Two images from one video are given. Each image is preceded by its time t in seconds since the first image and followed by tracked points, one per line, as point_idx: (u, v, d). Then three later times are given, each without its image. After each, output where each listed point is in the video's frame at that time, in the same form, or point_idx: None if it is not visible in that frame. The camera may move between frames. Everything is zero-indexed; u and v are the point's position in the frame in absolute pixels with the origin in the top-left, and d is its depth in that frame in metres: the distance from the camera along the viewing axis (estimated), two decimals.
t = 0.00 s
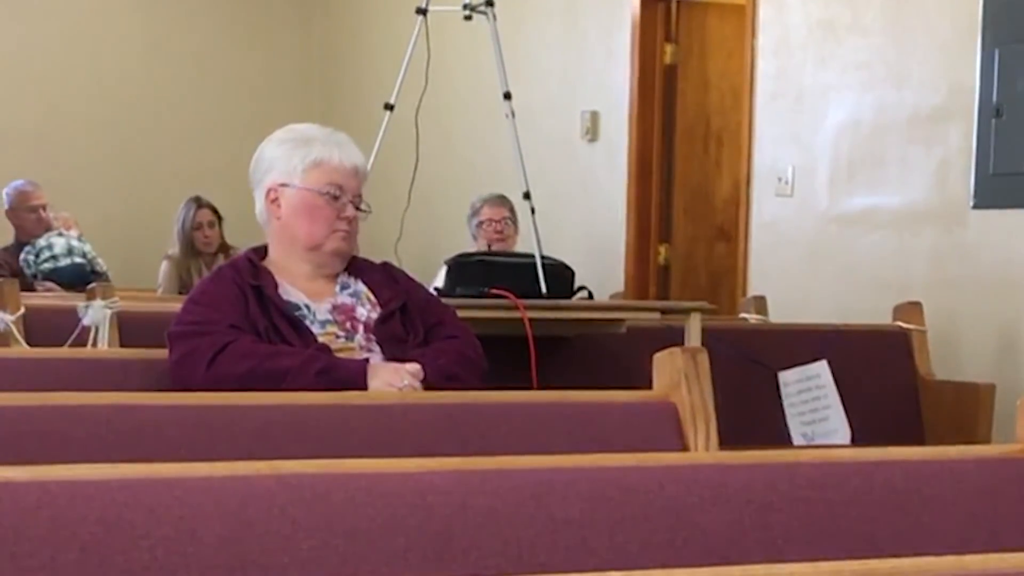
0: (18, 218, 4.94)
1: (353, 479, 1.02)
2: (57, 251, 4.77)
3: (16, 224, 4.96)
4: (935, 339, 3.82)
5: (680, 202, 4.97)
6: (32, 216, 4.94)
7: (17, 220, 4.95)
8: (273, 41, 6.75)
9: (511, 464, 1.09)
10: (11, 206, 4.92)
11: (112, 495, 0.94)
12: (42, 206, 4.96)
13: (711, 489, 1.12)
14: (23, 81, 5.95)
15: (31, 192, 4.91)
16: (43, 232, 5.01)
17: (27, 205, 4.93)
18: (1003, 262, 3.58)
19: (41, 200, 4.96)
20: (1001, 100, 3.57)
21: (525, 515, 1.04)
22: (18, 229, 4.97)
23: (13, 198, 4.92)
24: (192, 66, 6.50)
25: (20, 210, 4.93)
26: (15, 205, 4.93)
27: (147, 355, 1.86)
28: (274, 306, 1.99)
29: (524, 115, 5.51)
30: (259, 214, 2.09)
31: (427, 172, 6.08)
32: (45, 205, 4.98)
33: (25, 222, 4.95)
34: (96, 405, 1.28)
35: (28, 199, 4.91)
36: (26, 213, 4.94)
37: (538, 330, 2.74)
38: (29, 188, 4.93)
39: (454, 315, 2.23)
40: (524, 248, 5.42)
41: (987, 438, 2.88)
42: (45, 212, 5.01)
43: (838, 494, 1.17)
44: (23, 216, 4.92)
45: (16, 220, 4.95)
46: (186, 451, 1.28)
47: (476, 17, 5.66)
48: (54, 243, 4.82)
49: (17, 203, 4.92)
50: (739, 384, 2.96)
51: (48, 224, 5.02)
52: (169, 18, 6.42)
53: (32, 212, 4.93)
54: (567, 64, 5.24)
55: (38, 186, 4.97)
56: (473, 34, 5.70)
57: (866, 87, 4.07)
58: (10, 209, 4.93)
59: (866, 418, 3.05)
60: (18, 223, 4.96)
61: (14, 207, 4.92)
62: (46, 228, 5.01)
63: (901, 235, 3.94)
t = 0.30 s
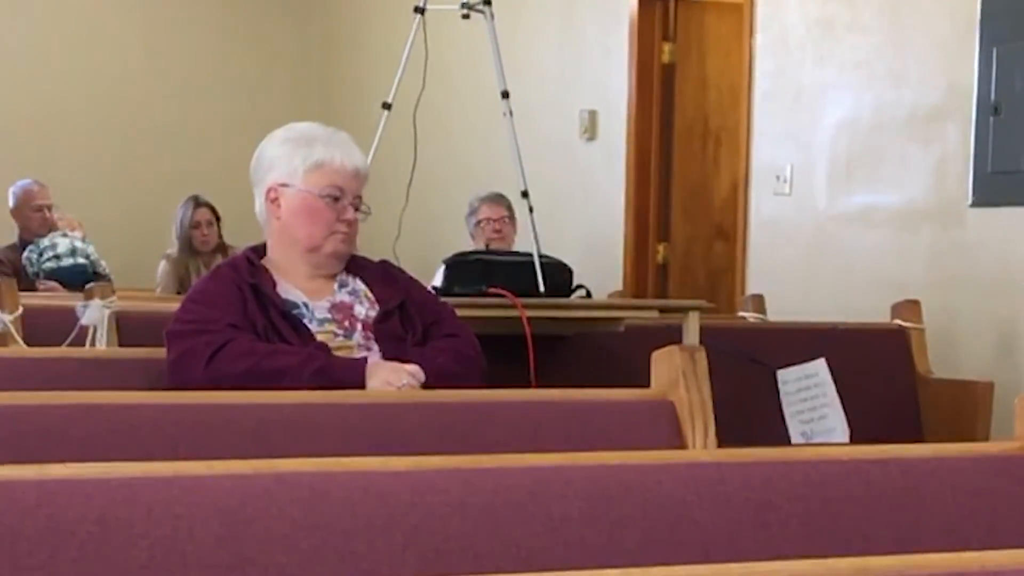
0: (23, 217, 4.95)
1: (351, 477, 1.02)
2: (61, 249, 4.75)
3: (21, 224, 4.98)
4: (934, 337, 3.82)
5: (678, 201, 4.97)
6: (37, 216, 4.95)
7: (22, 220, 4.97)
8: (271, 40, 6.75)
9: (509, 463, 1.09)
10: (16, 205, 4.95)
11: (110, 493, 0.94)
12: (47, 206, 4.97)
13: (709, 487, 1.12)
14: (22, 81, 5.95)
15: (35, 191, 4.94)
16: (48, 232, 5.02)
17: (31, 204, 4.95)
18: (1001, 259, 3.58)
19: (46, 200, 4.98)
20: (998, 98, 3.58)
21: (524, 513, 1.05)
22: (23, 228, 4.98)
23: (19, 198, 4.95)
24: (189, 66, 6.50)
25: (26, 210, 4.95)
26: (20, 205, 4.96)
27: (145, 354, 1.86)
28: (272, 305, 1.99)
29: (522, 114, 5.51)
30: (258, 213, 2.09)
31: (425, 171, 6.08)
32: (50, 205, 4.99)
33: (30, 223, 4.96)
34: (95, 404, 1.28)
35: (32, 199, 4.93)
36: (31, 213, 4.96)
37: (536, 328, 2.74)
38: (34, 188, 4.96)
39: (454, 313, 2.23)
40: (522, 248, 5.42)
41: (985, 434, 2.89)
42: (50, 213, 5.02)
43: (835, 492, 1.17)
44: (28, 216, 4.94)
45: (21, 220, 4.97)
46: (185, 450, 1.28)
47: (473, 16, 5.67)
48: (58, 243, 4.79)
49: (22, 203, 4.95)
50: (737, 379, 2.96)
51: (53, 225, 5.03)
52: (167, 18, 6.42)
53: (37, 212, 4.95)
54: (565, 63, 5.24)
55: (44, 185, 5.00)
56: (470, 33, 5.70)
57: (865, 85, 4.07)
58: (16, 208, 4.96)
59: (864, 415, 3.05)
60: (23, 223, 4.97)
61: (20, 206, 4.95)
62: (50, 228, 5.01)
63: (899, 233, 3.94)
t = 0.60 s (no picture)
0: (19, 217, 4.95)
1: (349, 475, 1.02)
2: (57, 248, 4.75)
3: (17, 223, 4.97)
4: (930, 335, 3.82)
5: (675, 198, 4.96)
6: (33, 215, 4.95)
7: (18, 220, 4.96)
8: (266, 38, 6.74)
9: (506, 459, 1.09)
10: (11, 203, 4.95)
11: (108, 492, 0.94)
12: (42, 205, 4.97)
13: (706, 484, 1.12)
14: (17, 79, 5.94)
15: (31, 190, 4.94)
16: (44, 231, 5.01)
17: (27, 203, 4.94)
18: (997, 255, 3.59)
19: (42, 198, 4.98)
20: (995, 95, 3.57)
21: (521, 511, 1.04)
22: (18, 228, 4.97)
23: (14, 196, 4.94)
24: (186, 63, 6.50)
25: (22, 209, 4.94)
26: (16, 203, 4.95)
27: (142, 352, 1.86)
28: (269, 302, 1.99)
29: (519, 111, 5.52)
30: (257, 211, 2.09)
31: (421, 167, 6.08)
32: (45, 203, 4.99)
33: (25, 222, 4.96)
34: (93, 401, 1.28)
35: (28, 198, 4.93)
36: (27, 211, 4.95)
37: (533, 325, 2.74)
38: (30, 186, 4.97)
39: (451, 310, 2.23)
40: (518, 244, 5.43)
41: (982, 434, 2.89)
42: (46, 212, 5.02)
43: (833, 490, 1.17)
44: (24, 215, 4.94)
45: (17, 220, 4.96)
46: (182, 447, 1.28)
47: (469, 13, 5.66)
48: (53, 241, 4.79)
49: (17, 201, 4.95)
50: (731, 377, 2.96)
51: (48, 223, 5.02)
52: (163, 15, 6.42)
53: (32, 210, 4.94)
54: (561, 59, 5.25)
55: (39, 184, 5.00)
56: (465, 30, 5.70)
57: (861, 81, 4.07)
58: (10, 207, 4.95)
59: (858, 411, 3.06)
60: (19, 222, 4.96)
61: (15, 205, 4.95)
62: (46, 227, 5.00)
63: (896, 230, 3.94)
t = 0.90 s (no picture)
0: (6, 212, 4.86)
1: (344, 469, 1.02)
2: (47, 243, 4.77)
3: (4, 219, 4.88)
4: (926, 328, 3.82)
5: (671, 192, 4.93)
6: (20, 210, 4.86)
7: (5, 215, 4.87)
8: (261, 32, 6.74)
9: (502, 453, 1.09)
10: None
11: (103, 487, 0.94)
12: (28, 199, 4.89)
13: (703, 478, 1.12)
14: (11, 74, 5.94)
15: (17, 184, 4.85)
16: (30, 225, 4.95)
17: (15, 198, 4.85)
18: (992, 247, 3.58)
19: (27, 192, 4.91)
20: (990, 88, 3.58)
21: (518, 503, 1.04)
22: (5, 223, 4.88)
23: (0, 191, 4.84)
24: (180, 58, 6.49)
25: (9, 204, 4.85)
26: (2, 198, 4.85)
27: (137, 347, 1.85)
28: (264, 295, 1.99)
29: (515, 105, 5.52)
30: (252, 204, 2.08)
31: (416, 160, 6.08)
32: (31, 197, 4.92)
33: (12, 217, 4.87)
34: (88, 396, 1.28)
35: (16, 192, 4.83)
36: (14, 207, 4.87)
37: (529, 319, 2.74)
38: (15, 181, 4.87)
39: (446, 304, 2.23)
40: (514, 238, 5.43)
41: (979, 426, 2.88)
42: (32, 206, 4.95)
43: (830, 483, 1.17)
44: (12, 210, 4.84)
45: (4, 214, 4.87)
46: (178, 441, 1.27)
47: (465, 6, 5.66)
48: (42, 235, 4.80)
49: (4, 197, 4.85)
50: (729, 371, 2.95)
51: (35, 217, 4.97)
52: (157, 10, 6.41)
53: (20, 205, 4.85)
54: (557, 51, 5.25)
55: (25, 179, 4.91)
56: (460, 24, 5.70)
57: (856, 74, 4.07)
58: None
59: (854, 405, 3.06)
60: (6, 217, 4.87)
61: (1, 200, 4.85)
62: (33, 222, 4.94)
63: (891, 223, 3.94)
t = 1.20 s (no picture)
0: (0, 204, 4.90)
1: (342, 460, 1.02)
2: (42, 234, 4.74)
3: None
4: (925, 318, 3.82)
5: (668, 182, 4.93)
6: (15, 202, 4.90)
7: None
8: (257, 23, 6.73)
9: (500, 444, 1.09)
10: None
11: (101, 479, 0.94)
12: (23, 192, 4.93)
13: (701, 468, 1.12)
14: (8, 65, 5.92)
15: (11, 177, 4.90)
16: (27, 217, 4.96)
17: (9, 190, 4.90)
18: (990, 237, 3.58)
19: (22, 185, 4.94)
20: (988, 77, 3.57)
21: (516, 495, 1.04)
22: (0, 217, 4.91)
23: None
24: (177, 49, 6.48)
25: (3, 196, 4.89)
26: None
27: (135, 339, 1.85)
28: (261, 287, 1.99)
29: (512, 95, 5.52)
30: (248, 195, 2.08)
31: (413, 151, 6.08)
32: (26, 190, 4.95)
33: (7, 210, 4.90)
34: (84, 389, 1.28)
35: (10, 184, 4.90)
36: (9, 200, 4.91)
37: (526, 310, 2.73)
38: (10, 174, 4.93)
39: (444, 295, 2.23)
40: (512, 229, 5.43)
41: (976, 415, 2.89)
42: (26, 199, 4.97)
43: (828, 473, 1.17)
44: (6, 202, 4.89)
45: None
46: (175, 433, 1.27)
47: None
48: (38, 228, 4.77)
49: None
50: (727, 363, 2.95)
51: (31, 210, 4.97)
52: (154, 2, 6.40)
53: (14, 197, 4.90)
54: (555, 41, 5.25)
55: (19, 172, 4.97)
56: (456, 15, 5.69)
57: (853, 64, 4.07)
58: None
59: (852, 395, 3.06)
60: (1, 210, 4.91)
61: None
62: (29, 214, 4.95)
63: (890, 212, 3.93)
